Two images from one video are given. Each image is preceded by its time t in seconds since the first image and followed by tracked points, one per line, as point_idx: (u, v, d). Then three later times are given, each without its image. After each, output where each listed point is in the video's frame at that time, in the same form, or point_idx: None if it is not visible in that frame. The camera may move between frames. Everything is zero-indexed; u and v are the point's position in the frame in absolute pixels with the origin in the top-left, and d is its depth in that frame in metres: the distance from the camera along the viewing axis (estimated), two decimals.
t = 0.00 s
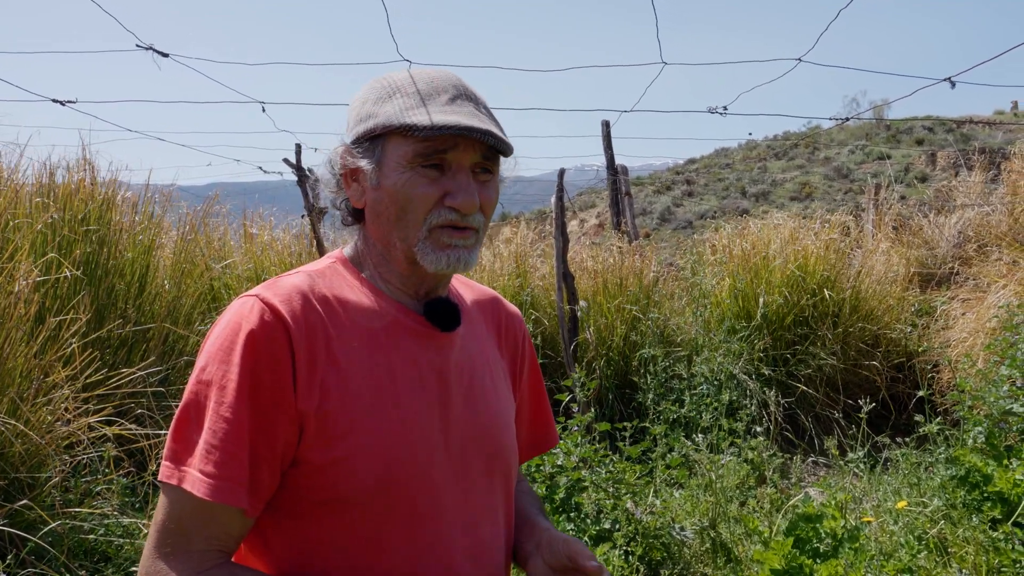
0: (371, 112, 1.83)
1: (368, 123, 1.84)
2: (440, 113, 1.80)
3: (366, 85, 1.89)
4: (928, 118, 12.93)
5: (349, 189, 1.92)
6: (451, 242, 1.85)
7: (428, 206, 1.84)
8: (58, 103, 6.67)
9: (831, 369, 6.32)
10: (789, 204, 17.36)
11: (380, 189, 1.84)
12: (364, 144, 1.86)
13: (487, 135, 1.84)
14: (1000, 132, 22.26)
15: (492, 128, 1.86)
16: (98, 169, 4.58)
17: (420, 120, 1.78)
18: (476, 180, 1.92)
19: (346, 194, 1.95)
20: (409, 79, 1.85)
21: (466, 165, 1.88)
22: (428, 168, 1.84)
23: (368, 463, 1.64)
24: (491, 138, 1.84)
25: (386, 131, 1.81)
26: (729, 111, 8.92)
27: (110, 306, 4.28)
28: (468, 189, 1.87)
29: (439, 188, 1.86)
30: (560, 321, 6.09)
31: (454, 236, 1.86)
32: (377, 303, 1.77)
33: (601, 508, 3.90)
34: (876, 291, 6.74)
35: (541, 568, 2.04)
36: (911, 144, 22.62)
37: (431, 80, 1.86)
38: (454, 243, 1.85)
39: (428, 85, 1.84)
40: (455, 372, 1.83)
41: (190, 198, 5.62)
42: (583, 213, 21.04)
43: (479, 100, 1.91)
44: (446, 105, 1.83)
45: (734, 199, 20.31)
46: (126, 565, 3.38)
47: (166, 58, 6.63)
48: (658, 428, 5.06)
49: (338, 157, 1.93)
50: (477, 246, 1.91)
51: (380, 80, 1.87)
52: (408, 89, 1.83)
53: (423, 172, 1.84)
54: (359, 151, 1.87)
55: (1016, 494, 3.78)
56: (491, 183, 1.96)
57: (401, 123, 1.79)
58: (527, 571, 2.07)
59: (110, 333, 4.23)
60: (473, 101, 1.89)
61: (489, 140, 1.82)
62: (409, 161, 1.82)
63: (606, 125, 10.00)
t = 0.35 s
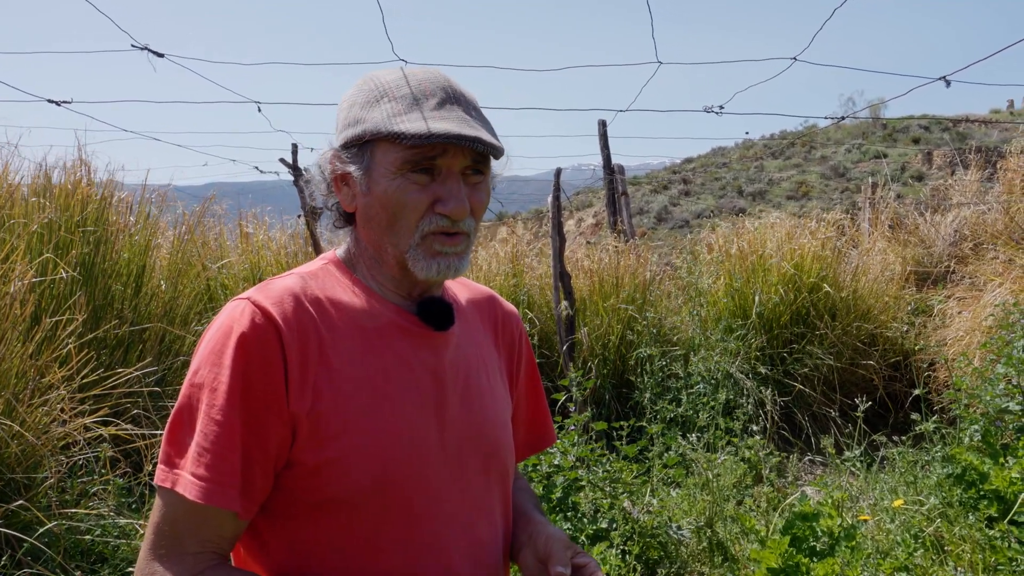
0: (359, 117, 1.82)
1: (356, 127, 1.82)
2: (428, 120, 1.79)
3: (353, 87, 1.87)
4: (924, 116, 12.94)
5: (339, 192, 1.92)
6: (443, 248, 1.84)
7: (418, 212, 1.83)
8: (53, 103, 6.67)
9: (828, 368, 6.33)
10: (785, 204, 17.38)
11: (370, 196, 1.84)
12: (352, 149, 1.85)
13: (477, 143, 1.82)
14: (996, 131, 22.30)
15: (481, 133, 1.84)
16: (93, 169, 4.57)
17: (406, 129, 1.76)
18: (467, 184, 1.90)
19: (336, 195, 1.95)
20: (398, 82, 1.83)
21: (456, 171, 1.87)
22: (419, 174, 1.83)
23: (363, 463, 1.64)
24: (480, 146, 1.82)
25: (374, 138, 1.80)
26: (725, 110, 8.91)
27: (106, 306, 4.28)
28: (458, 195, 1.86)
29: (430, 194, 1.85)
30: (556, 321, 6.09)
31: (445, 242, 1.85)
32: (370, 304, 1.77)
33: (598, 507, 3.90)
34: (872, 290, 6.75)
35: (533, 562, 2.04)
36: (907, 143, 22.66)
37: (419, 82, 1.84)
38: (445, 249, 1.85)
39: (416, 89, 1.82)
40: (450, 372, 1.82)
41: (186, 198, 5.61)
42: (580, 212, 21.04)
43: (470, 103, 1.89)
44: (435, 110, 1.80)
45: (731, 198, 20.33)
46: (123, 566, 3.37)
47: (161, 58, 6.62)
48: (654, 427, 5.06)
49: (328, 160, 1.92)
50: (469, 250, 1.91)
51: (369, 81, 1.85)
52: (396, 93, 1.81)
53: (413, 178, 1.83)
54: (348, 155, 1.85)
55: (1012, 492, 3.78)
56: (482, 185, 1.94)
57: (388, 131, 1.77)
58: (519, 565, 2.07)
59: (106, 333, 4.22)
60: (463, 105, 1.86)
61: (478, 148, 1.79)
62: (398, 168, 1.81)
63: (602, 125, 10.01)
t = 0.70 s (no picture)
0: (346, 119, 1.82)
1: (343, 130, 1.82)
2: (411, 123, 1.77)
3: (342, 88, 1.87)
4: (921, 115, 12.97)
5: (329, 193, 1.91)
6: (428, 252, 1.82)
7: (404, 216, 1.82)
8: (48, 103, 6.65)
9: (825, 367, 6.33)
10: (783, 203, 17.39)
11: (357, 199, 1.83)
12: (339, 152, 1.85)
13: (460, 147, 1.79)
14: (993, 130, 22.33)
15: (466, 136, 1.82)
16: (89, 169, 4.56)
17: (389, 133, 1.76)
18: (454, 187, 1.88)
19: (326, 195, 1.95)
20: (385, 82, 1.82)
21: (442, 174, 1.85)
22: (404, 178, 1.81)
23: (358, 464, 1.64)
24: (464, 150, 1.80)
25: (359, 141, 1.79)
26: (721, 110, 8.91)
27: (103, 307, 4.27)
28: (444, 199, 1.85)
29: (416, 197, 1.84)
30: (553, 320, 6.09)
31: (431, 246, 1.84)
32: (364, 305, 1.76)
33: (596, 507, 3.90)
34: (870, 289, 6.75)
35: (537, 555, 2.04)
36: (904, 142, 22.68)
37: (405, 83, 1.82)
38: (431, 253, 1.83)
39: (402, 91, 1.80)
40: (445, 371, 1.82)
41: (183, 198, 5.60)
42: (578, 212, 21.03)
43: (459, 103, 1.86)
44: (419, 113, 1.79)
45: (728, 197, 20.35)
46: (120, 567, 3.37)
47: (156, 58, 6.61)
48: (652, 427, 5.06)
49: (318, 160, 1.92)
50: (456, 254, 1.89)
51: (358, 82, 1.85)
52: (381, 95, 1.80)
53: (398, 182, 1.82)
54: (337, 157, 1.85)
55: (1010, 491, 3.78)
56: (470, 187, 1.92)
57: (371, 135, 1.77)
58: (522, 559, 2.07)
59: (103, 334, 4.21)
60: (451, 107, 1.84)
61: (460, 152, 1.77)
62: (383, 172, 1.80)
63: (600, 124, 10.01)
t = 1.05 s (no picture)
0: (333, 121, 1.81)
1: (330, 130, 1.82)
2: (394, 126, 1.76)
3: (333, 87, 1.87)
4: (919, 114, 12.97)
5: (321, 192, 1.91)
6: (414, 254, 1.82)
7: (390, 219, 1.81)
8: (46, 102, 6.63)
9: (824, 366, 6.33)
10: (782, 202, 17.38)
11: (344, 200, 1.83)
12: (327, 152, 1.85)
13: (443, 151, 1.78)
14: (991, 129, 22.35)
15: (451, 140, 1.80)
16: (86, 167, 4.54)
17: (372, 137, 1.75)
18: (441, 189, 1.88)
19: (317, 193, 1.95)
20: (374, 83, 1.81)
21: (428, 177, 1.84)
22: (389, 180, 1.81)
23: (354, 465, 1.64)
24: (447, 155, 1.79)
25: (344, 143, 1.79)
26: (719, 109, 8.91)
27: (101, 307, 4.26)
28: (430, 202, 1.84)
29: (401, 200, 1.83)
30: (551, 319, 6.09)
31: (416, 248, 1.83)
32: (359, 304, 1.75)
33: (595, 506, 3.89)
34: (868, 288, 6.76)
35: (537, 552, 2.04)
36: (903, 141, 22.68)
37: (393, 84, 1.81)
38: (416, 255, 1.82)
39: (389, 92, 1.79)
40: (441, 371, 1.82)
41: (180, 197, 5.59)
42: (576, 211, 21.01)
43: (448, 104, 1.85)
44: (403, 115, 1.78)
45: (726, 196, 20.35)
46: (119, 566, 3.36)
47: (154, 56, 6.57)
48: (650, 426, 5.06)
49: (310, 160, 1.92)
50: (444, 256, 1.88)
51: (348, 82, 1.85)
52: (368, 97, 1.79)
53: (383, 184, 1.81)
54: (325, 157, 1.85)
55: (1008, 490, 3.77)
56: (459, 190, 1.91)
57: (355, 138, 1.76)
58: (522, 557, 2.07)
59: (100, 333, 4.20)
60: (439, 108, 1.83)
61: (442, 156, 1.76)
62: (368, 174, 1.80)
63: (598, 123, 10.01)
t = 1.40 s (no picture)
0: (334, 122, 1.80)
1: (330, 131, 1.81)
2: (396, 131, 1.75)
3: (332, 84, 1.86)
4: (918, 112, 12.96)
5: (319, 192, 1.90)
6: (413, 259, 1.81)
7: (389, 223, 1.81)
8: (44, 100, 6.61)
9: (823, 365, 6.32)
10: (781, 200, 17.36)
11: (343, 203, 1.82)
12: (327, 152, 1.84)
13: (445, 158, 1.78)
14: (991, 127, 22.35)
15: (453, 146, 1.79)
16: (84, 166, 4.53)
17: (374, 141, 1.74)
18: (441, 193, 1.87)
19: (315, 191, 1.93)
20: (375, 84, 1.80)
21: (428, 182, 1.83)
22: (390, 184, 1.80)
23: (350, 465, 1.64)
24: (449, 161, 1.78)
25: (344, 145, 1.79)
26: (719, 107, 8.89)
27: (100, 305, 4.26)
28: (429, 206, 1.83)
29: (401, 204, 1.82)
30: (551, 318, 6.08)
31: (415, 253, 1.82)
32: (355, 303, 1.75)
33: (595, 504, 3.89)
34: (867, 286, 6.76)
35: (534, 550, 2.04)
36: (903, 139, 22.69)
37: (395, 86, 1.80)
38: (415, 260, 1.81)
39: (390, 94, 1.78)
40: (438, 370, 1.81)
41: (179, 195, 5.59)
42: (575, 210, 21.00)
43: (450, 107, 1.84)
44: (405, 119, 1.77)
45: (726, 195, 20.35)
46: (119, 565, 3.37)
47: (153, 54, 6.56)
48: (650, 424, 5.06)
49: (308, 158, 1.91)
50: (443, 261, 1.87)
51: (348, 81, 1.84)
52: (370, 98, 1.78)
53: (383, 188, 1.80)
54: (325, 157, 1.84)
55: (1007, 488, 3.77)
56: (459, 194, 1.90)
57: (356, 141, 1.76)
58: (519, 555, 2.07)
59: (99, 332, 4.21)
60: (440, 112, 1.82)
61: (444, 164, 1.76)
62: (368, 178, 1.79)
63: (598, 121, 10.00)
